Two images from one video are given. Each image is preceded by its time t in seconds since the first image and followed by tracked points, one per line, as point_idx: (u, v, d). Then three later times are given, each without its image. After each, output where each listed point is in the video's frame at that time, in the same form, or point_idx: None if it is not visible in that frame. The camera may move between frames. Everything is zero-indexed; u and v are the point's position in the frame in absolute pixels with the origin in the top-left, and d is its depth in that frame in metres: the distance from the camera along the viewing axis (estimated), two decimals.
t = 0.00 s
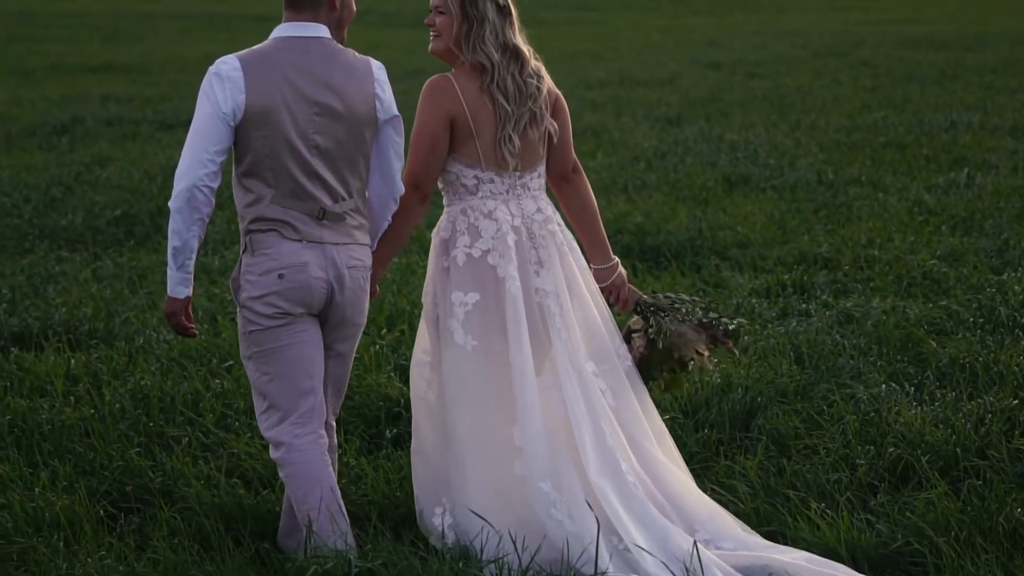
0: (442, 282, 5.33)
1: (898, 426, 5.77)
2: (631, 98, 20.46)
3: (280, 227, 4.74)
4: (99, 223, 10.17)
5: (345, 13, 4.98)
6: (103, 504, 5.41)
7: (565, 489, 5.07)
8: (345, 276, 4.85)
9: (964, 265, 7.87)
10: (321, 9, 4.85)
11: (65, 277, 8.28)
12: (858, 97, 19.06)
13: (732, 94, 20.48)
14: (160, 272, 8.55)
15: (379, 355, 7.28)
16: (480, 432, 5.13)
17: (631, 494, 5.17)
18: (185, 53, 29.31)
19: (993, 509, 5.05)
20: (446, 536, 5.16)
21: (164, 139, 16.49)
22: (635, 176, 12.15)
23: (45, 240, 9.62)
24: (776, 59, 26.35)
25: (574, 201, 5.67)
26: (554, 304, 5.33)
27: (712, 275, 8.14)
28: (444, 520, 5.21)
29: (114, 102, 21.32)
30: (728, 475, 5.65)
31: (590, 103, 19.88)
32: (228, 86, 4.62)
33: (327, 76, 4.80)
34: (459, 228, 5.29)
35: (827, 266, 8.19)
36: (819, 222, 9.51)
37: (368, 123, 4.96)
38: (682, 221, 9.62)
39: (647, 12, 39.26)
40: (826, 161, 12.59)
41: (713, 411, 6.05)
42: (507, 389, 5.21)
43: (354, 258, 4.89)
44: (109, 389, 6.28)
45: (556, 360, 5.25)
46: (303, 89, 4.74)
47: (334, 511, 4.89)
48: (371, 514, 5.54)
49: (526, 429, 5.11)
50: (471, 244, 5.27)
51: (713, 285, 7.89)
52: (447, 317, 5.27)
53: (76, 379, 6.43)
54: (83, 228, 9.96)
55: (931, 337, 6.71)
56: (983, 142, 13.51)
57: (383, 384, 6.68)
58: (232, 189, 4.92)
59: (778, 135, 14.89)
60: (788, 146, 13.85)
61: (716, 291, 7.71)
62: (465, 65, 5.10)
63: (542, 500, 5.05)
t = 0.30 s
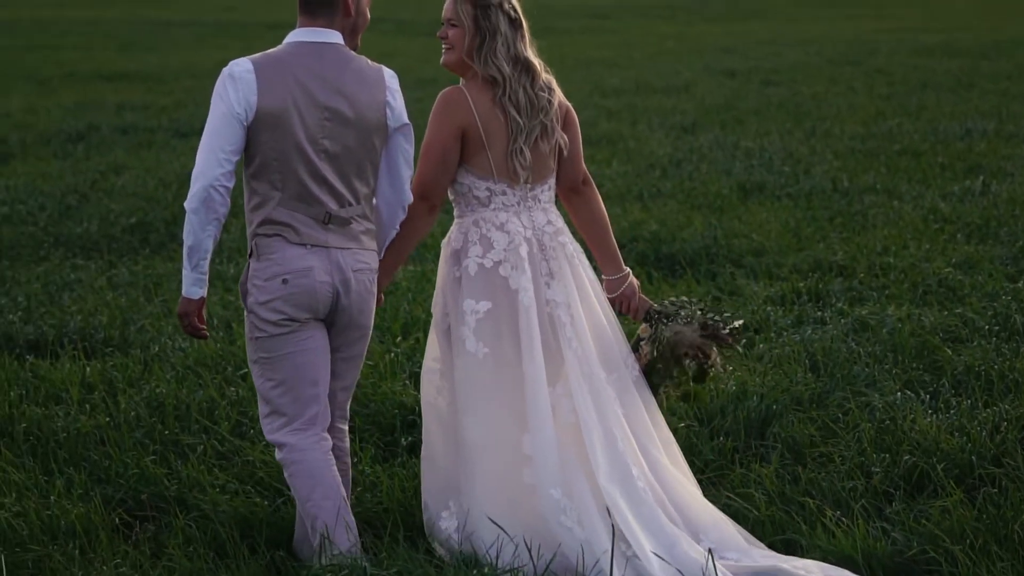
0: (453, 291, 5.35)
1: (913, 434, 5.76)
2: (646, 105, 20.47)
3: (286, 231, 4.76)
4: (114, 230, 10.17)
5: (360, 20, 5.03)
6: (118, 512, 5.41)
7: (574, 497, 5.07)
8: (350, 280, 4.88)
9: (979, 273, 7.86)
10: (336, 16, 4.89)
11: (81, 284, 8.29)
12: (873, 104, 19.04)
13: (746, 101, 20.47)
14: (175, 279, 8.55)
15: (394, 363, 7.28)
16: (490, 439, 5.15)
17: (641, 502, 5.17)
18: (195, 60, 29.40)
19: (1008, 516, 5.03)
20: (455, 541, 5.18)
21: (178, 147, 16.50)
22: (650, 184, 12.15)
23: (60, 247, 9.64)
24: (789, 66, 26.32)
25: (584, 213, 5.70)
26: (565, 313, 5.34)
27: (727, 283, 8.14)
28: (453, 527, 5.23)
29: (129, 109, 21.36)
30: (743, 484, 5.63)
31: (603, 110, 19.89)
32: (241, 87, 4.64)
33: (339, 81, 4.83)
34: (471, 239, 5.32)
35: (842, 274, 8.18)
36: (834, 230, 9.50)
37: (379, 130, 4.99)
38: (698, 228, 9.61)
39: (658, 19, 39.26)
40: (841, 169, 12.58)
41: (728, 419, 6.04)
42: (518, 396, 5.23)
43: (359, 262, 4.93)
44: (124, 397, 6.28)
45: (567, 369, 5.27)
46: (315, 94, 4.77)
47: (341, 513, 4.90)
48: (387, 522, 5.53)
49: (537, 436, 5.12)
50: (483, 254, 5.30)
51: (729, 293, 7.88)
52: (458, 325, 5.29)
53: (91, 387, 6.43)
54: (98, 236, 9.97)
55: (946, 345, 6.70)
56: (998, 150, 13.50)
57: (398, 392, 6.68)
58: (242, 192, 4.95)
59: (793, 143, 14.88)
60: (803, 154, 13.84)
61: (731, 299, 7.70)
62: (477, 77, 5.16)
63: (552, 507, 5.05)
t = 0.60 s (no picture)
0: (462, 301, 5.37)
1: (926, 442, 5.75)
2: (659, 113, 20.46)
3: (294, 236, 4.80)
4: (127, 238, 10.17)
5: (371, 29, 5.04)
6: (131, 520, 5.40)
7: (584, 504, 5.09)
8: (357, 286, 4.90)
9: (992, 281, 7.84)
10: (347, 23, 4.93)
11: (94, 292, 8.29)
12: (886, 112, 19.02)
13: (759, 109, 20.46)
14: (188, 286, 8.55)
15: (408, 371, 7.27)
16: (500, 447, 5.16)
17: (651, 510, 5.17)
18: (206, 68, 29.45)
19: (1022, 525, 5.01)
20: (461, 543, 5.20)
21: (191, 154, 16.51)
22: (663, 191, 12.14)
23: (73, 254, 9.64)
24: (802, 74, 26.28)
25: (595, 225, 5.67)
26: (576, 323, 5.35)
27: (740, 290, 8.14)
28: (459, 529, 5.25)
29: (142, 116, 21.40)
30: (756, 491, 5.62)
31: (616, 118, 19.89)
32: (253, 91, 4.69)
33: (349, 88, 4.88)
34: (482, 251, 5.32)
35: (856, 282, 8.17)
36: (848, 237, 9.49)
37: (388, 138, 5.03)
38: (710, 236, 9.60)
39: (668, 26, 39.25)
40: (855, 176, 12.56)
41: (741, 426, 6.04)
42: (529, 405, 5.24)
43: (367, 269, 4.95)
44: (137, 405, 6.27)
45: (577, 378, 5.27)
46: (326, 101, 4.82)
47: (341, 508, 4.88)
48: (401, 530, 5.52)
49: (547, 445, 5.14)
50: (494, 266, 5.31)
51: (742, 300, 7.87)
52: (468, 333, 5.30)
53: (104, 394, 6.42)
54: (112, 243, 9.97)
55: (959, 352, 6.68)
56: (1012, 157, 13.47)
57: (412, 400, 6.68)
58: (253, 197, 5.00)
59: (806, 150, 14.87)
60: (817, 161, 13.83)
61: (744, 306, 7.69)
62: (489, 89, 5.17)
63: (561, 514, 5.07)
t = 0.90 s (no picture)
0: (469, 308, 5.37)
1: (939, 449, 5.73)
2: (672, 120, 20.44)
3: (305, 243, 4.79)
4: (140, 246, 10.16)
5: (381, 38, 5.04)
6: (144, 528, 5.39)
7: (593, 508, 5.09)
8: (367, 293, 4.90)
9: (1004, 288, 7.82)
10: (358, 32, 4.94)
11: (107, 300, 8.28)
12: (900, 119, 18.99)
13: (771, 116, 20.43)
14: (201, 294, 8.53)
15: (421, 379, 7.26)
16: (509, 452, 5.17)
17: (661, 514, 5.16)
18: (215, 76, 29.48)
19: None
20: (465, 540, 5.26)
21: (204, 162, 16.52)
22: (676, 199, 12.14)
23: (86, 263, 9.64)
24: (814, 81, 26.24)
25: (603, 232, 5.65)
26: (584, 329, 5.36)
27: (753, 298, 8.13)
28: (463, 525, 5.31)
29: (155, 124, 21.43)
30: (769, 498, 5.60)
31: (628, 125, 19.89)
32: (264, 99, 4.69)
33: (360, 96, 4.88)
34: (491, 257, 5.33)
35: (868, 289, 8.16)
36: (860, 245, 9.47)
37: (397, 146, 5.03)
38: (723, 243, 9.58)
39: (678, 34, 39.23)
40: (867, 184, 12.53)
41: (753, 434, 6.02)
42: (538, 411, 5.26)
43: (377, 275, 4.94)
44: (150, 412, 6.27)
45: (586, 384, 5.28)
46: (337, 109, 4.83)
47: (335, 500, 4.80)
48: (414, 538, 5.52)
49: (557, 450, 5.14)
50: (502, 273, 5.31)
51: (754, 308, 7.87)
52: (476, 340, 5.31)
53: (117, 402, 6.41)
54: (124, 251, 9.97)
55: (972, 360, 6.67)
56: None
57: (424, 408, 6.68)
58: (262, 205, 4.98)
59: (818, 158, 14.85)
60: (830, 169, 13.80)
61: (757, 314, 7.68)
62: (500, 97, 5.17)
63: (570, 518, 5.08)
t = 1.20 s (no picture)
0: (477, 311, 5.41)
1: (952, 458, 5.71)
2: (683, 128, 20.44)
3: (314, 249, 4.79)
4: (153, 253, 10.16)
5: (389, 45, 5.05)
6: (157, 535, 5.36)
7: (599, 513, 5.10)
8: (376, 299, 4.89)
9: (1018, 296, 7.79)
10: (366, 38, 4.94)
11: (120, 307, 8.26)
12: (912, 127, 18.98)
13: (783, 124, 20.42)
14: (214, 302, 8.52)
15: (434, 387, 7.24)
16: (516, 457, 5.18)
17: (667, 520, 5.12)
18: (224, 83, 29.53)
19: None
20: (468, 539, 5.31)
21: (216, 170, 16.52)
22: (689, 207, 12.15)
23: (99, 270, 9.63)
24: (826, 89, 26.21)
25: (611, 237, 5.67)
26: (591, 334, 5.37)
27: (766, 306, 8.12)
28: (466, 524, 5.34)
29: (168, 132, 21.45)
30: (783, 506, 5.56)
31: (640, 133, 19.91)
32: (275, 106, 4.70)
33: (369, 103, 4.89)
34: (499, 261, 5.36)
35: (881, 297, 8.15)
36: (873, 253, 9.45)
37: (406, 152, 5.04)
38: (736, 252, 9.58)
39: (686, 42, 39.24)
40: (879, 192, 12.52)
41: (766, 442, 5.99)
42: (544, 417, 5.28)
43: (386, 281, 4.94)
44: (162, 420, 6.25)
45: (592, 389, 5.28)
46: (347, 114, 4.83)
47: (330, 489, 4.82)
48: (427, 546, 5.51)
49: (563, 456, 5.16)
50: (510, 277, 5.35)
51: (766, 316, 7.87)
52: (483, 346, 5.34)
53: (130, 410, 6.39)
54: (137, 258, 9.98)
55: (985, 368, 6.64)
56: None
57: (437, 416, 6.66)
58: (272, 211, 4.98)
59: (830, 165, 14.86)
60: (842, 177, 13.80)
61: (770, 322, 7.67)
62: (510, 101, 5.19)
63: (576, 523, 5.08)
